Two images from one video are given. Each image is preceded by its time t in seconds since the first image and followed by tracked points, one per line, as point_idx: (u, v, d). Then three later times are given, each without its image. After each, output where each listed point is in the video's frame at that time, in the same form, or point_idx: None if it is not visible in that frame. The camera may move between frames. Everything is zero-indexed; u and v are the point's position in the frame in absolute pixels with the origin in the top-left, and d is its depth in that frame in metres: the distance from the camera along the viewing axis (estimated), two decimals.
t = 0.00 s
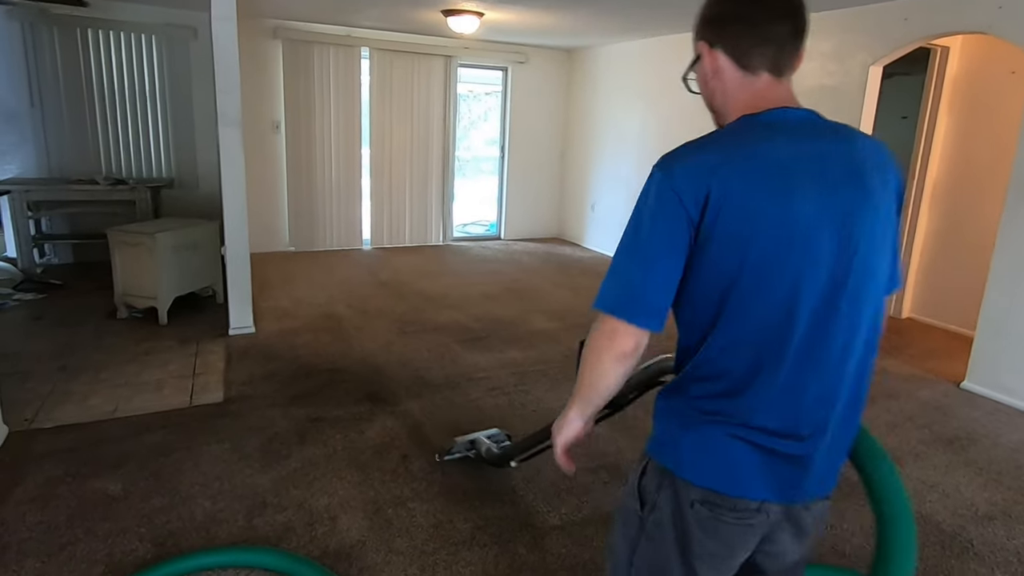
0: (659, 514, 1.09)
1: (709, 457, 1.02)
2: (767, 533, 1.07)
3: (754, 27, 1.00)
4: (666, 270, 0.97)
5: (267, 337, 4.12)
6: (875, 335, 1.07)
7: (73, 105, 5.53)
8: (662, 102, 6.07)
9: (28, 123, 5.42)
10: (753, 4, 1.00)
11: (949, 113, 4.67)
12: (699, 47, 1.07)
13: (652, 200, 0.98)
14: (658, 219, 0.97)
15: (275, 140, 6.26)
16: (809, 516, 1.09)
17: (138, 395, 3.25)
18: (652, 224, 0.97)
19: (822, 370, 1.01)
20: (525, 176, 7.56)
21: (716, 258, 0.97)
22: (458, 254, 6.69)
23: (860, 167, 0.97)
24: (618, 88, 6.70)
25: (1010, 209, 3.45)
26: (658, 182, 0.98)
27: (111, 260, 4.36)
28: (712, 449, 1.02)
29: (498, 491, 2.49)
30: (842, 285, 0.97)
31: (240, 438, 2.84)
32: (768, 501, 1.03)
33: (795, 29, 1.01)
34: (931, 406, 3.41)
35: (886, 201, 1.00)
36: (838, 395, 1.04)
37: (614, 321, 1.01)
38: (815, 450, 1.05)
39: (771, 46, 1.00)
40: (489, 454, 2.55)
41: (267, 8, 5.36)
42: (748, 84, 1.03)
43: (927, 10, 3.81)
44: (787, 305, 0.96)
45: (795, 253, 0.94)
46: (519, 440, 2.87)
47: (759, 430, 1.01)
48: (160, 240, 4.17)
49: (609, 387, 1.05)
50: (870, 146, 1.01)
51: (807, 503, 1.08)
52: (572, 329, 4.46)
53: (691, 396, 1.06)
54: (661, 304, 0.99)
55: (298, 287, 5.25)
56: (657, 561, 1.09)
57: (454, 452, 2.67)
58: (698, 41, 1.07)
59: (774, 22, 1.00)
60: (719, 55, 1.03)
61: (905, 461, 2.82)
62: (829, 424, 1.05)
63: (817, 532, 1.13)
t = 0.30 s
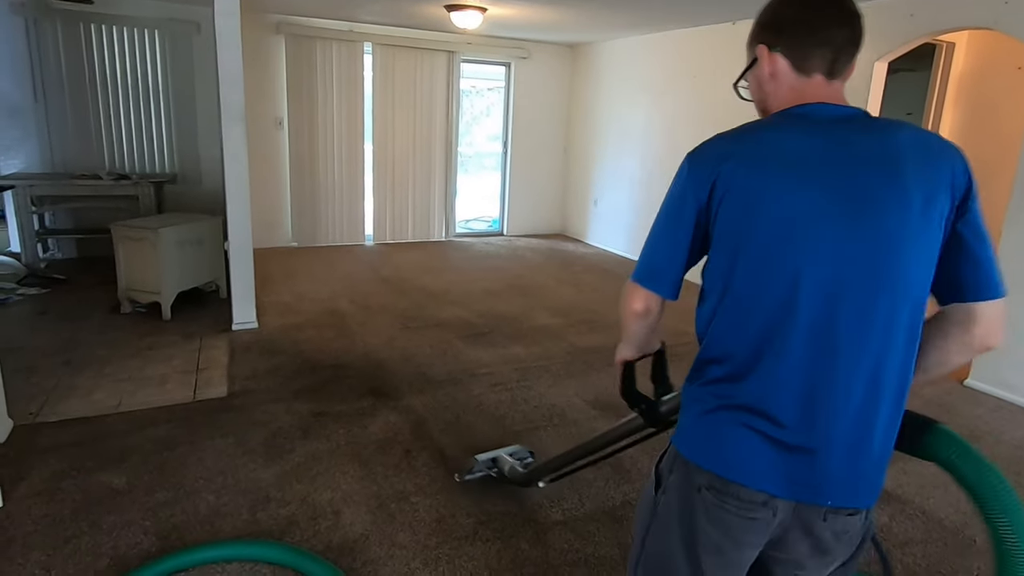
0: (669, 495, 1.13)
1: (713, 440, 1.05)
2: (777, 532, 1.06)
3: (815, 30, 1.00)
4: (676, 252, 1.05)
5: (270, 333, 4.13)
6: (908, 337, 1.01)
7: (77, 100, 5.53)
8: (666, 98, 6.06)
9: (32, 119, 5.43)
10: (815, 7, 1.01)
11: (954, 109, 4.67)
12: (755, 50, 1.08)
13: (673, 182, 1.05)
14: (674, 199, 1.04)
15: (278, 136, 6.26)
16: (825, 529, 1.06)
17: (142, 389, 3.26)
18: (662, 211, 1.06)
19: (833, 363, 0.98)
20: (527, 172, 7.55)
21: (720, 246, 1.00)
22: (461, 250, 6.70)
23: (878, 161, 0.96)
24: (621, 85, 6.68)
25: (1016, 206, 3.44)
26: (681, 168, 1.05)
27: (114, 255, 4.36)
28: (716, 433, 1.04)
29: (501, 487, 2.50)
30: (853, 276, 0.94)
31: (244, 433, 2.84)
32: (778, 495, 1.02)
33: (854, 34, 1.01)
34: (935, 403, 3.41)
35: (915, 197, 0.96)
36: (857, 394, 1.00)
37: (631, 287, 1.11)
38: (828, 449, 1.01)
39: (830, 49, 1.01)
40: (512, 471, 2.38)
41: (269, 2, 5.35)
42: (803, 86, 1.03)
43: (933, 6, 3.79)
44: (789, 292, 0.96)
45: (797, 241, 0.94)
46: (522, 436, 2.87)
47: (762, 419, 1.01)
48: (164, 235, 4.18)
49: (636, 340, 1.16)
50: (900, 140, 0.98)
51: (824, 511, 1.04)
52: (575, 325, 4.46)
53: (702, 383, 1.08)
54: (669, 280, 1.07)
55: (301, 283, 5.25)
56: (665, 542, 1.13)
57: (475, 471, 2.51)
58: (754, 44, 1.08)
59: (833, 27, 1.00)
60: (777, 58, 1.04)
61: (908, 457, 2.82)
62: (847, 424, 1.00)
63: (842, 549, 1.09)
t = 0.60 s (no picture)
0: (654, 442, 1.20)
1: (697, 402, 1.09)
2: (750, 495, 1.09)
3: (835, 30, 1.00)
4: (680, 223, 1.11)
5: (277, 325, 4.15)
6: (901, 317, 0.98)
7: (83, 92, 5.54)
8: (672, 89, 6.02)
9: (39, 111, 5.44)
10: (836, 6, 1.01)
11: (965, 100, 4.62)
12: (776, 48, 1.08)
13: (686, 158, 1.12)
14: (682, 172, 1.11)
15: (283, 128, 6.27)
16: (795, 502, 1.07)
17: (150, 380, 3.28)
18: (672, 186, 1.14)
19: (809, 333, 0.99)
20: (533, 165, 7.54)
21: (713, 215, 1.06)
22: (466, 243, 6.70)
23: (877, 136, 0.95)
24: (627, 76, 6.65)
25: None
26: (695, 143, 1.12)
27: (121, 248, 4.38)
28: (701, 395, 1.09)
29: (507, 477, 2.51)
30: (832, 247, 0.95)
31: (251, 423, 2.86)
32: (751, 457, 1.05)
33: (874, 32, 1.01)
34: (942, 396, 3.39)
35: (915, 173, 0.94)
36: (836, 367, 0.99)
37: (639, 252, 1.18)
38: (803, 421, 1.01)
39: (851, 46, 1.01)
40: (554, 501, 2.23)
41: None
42: (824, 82, 1.03)
43: None
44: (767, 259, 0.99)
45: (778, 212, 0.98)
46: (527, 429, 2.88)
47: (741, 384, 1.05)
48: (170, 226, 4.19)
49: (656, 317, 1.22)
50: (910, 115, 0.96)
51: (793, 482, 1.06)
52: (580, 318, 4.46)
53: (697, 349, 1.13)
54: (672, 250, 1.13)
55: (307, 275, 5.26)
56: (644, 485, 1.19)
57: (508, 499, 2.31)
58: (775, 43, 1.08)
59: (853, 27, 1.00)
60: (798, 56, 1.04)
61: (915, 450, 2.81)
62: (824, 397, 1.00)
63: (819, 531, 1.09)
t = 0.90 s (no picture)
0: (618, 412, 1.31)
1: (656, 371, 1.20)
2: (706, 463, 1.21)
3: (784, 46, 1.12)
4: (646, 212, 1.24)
5: (285, 319, 4.17)
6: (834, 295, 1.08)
7: (94, 88, 5.57)
8: (680, 84, 5.99)
9: (50, 108, 5.49)
10: (786, 23, 1.13)
11: (979, 94, 4.54)
12: (733, 58, 1.20)
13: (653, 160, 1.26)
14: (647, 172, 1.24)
15: (291, 123, 6.28)
16: (742, 467, 1.18)
17: (161, 375, 3.31)
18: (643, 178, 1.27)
19: (751, 308, 1.09)
20: (541, 160, 7.52)
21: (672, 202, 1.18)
22: (473, 238, 6.70)
23: (815, 128, 1.06)
24: (635, 71, 6.61)
25: None
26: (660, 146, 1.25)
27: (132, 243, 4.41)
28: (660, 364, 1.20)
29: (514, 473, 2.51)
30: (772, 227, 1.05)
31: (261, 417, 2.88)
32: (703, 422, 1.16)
33: (818, 49, 1.14)
34: (953, 393, 3.36)
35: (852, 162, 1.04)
36: (775, 339, 1.09)
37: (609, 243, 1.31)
38: (747, 388, 1.12)
39: (799, 57, 1.13)
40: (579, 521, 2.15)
41: None
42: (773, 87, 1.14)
43: None
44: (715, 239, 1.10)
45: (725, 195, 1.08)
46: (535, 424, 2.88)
47: (692, 354, 1.15)
48: (180, 222, 4.21)
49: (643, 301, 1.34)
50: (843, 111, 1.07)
51: (740, 447, 1.17)
52: (588, 313, 4.46)
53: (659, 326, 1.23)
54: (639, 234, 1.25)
55: (316, 270, 5.28)
56: (607, 451, 1.30)
57: (528, 512, 2.19)
58: (733, 53, 1.20)
59: (801, 44, 1.13)
60: (751, 67, 1.16)
61: (926, 447, 2.79)
62: (763, 366, 1.11)
63: (765, 495, 1.20)
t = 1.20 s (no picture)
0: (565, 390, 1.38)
1: (587, 350, 1.31)
2: (647, 426, 1.28)
3: (655, 51, 1.25)
4: (564, 209, 1.35)
5: (294, 314, 4.19)
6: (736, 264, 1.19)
7: (103, 84, 5.60)
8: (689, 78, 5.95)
9: (60, 104, 5.52)
10: (658, 32, 1.25)
11: (991, 87, 4.49)
12: (615, 63, 1.32)
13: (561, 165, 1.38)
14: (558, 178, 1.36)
15: (299, 118, 6.29)
16: (682, 420, 1.27)
17: (171, 369, 3.33)
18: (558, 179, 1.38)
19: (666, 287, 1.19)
20: (548, 155, 7.50)
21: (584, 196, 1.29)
22: (481, 233, 6.69)
23: (699, 121, 1.18)
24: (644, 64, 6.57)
25: None
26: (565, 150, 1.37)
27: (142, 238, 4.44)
28: (591, 343, 1.30)
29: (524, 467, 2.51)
30: (672, 210, 1.15)
31: (271, 411, 2.90)
32: (640, 390, 1.25)
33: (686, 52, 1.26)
34: (964, 388, 3.34)
35: (735, 147, 1.15)
36: (692, 311, 1.19)
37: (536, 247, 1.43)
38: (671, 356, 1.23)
39: (672, 63, 1.26)
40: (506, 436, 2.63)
41: None
42: (650, 90, 1.27)
43: None
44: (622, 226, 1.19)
45: (625, 185, 1.19)
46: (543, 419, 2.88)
47: (616, 331, 1.25)
48: (189, 217, 4.23)
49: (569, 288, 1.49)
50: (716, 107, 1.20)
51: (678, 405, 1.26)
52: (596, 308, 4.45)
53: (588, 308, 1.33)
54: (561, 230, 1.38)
55: (324, 265, 5.30)
56: (566, 427, 1.38)
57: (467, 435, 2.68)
58: (615, 59, 1.32)
59: (671, 48, 1.25)
60: (630, 71, 1.28)
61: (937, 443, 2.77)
62: (684, 335, 1.21)
63: (704, 441, 1.28)
